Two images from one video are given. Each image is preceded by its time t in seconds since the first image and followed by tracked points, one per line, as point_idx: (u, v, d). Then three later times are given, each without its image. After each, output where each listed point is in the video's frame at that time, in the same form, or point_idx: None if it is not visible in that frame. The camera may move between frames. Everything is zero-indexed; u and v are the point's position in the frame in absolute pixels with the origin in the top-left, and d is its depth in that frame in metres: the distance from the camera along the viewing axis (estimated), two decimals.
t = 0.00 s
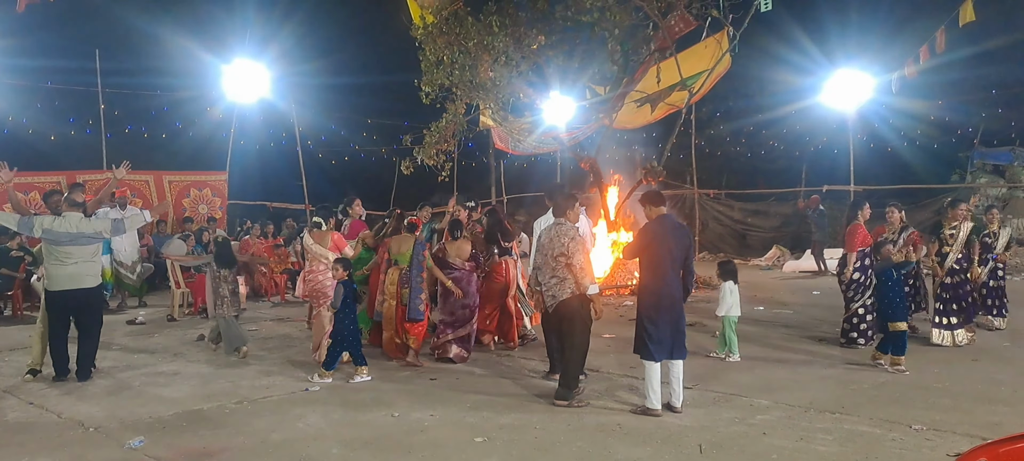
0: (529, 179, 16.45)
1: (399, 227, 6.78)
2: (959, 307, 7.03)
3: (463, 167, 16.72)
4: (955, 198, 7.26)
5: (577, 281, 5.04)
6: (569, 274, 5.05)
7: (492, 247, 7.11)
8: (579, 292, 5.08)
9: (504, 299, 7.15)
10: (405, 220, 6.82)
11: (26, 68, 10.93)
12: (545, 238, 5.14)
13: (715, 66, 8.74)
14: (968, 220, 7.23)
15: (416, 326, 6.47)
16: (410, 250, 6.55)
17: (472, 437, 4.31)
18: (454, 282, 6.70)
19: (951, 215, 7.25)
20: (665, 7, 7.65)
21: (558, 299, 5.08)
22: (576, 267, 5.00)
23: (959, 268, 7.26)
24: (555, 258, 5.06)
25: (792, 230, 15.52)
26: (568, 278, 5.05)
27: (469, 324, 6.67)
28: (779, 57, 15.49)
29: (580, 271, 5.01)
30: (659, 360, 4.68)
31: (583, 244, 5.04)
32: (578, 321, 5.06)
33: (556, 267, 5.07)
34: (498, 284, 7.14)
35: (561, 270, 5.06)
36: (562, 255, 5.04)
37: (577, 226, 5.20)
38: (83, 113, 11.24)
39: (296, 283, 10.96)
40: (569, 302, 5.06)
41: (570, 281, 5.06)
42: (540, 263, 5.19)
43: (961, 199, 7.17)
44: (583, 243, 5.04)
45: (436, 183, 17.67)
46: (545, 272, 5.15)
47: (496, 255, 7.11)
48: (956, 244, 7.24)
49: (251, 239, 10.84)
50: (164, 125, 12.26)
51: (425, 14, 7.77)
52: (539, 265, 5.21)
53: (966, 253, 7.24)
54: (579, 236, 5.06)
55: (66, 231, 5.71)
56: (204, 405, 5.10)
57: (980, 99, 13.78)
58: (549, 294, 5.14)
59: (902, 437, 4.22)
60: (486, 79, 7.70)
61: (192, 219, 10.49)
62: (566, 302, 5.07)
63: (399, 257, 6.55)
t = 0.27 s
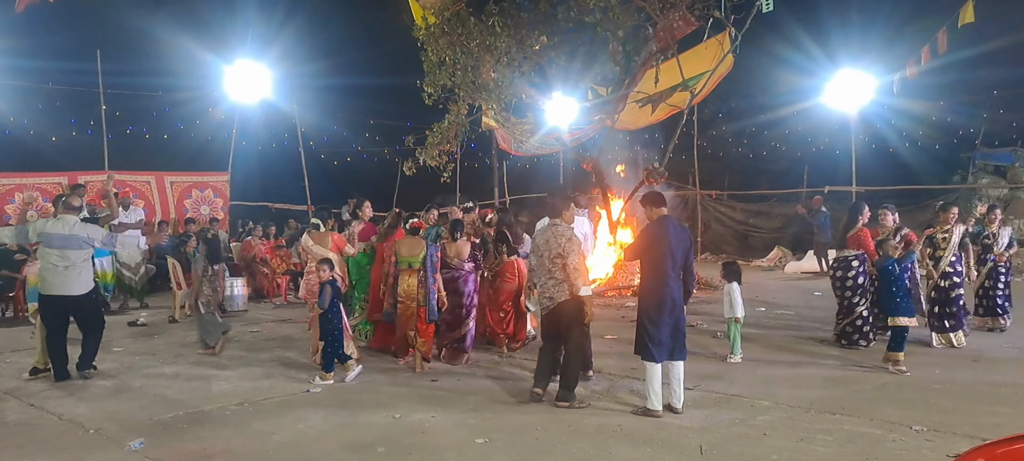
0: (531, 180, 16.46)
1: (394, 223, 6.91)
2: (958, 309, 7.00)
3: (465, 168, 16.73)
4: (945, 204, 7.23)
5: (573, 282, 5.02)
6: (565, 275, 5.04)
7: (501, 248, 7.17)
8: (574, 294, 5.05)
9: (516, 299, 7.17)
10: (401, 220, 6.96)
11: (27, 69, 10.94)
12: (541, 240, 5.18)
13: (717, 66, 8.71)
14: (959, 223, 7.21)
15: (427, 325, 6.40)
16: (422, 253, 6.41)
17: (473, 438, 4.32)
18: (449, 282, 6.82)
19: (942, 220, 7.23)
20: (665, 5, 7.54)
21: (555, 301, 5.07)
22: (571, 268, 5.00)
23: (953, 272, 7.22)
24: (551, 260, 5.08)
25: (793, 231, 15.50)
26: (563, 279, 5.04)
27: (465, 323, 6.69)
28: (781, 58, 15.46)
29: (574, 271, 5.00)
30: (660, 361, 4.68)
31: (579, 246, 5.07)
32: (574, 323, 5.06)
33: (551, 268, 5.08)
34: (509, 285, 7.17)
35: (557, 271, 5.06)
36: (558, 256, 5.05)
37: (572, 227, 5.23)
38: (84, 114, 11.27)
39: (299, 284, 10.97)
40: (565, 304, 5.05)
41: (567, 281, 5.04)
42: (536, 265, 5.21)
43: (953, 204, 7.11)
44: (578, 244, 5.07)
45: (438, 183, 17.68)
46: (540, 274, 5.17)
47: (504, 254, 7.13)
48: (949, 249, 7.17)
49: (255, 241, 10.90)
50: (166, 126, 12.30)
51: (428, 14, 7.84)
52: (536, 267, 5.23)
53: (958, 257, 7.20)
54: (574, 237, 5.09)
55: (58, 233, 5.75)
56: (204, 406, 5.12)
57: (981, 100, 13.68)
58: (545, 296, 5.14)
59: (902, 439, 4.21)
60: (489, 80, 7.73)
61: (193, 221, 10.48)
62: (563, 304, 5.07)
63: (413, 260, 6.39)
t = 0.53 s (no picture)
0: (534, 179, 16.46)
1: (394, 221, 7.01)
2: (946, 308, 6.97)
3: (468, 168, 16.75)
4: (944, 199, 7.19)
5: (567, 280, 4.99)
6: (559, 273, 5.01)
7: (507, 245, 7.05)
8: (569, 292, 5.03)
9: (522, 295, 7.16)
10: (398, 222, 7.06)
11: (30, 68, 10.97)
12: (534, 237, 5.15)
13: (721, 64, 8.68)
14: (956, 220, 7.17)
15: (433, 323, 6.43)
16: (428, 252, 6.38)
17: (475, 437, 4.32)
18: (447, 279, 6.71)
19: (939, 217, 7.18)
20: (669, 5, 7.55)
21: (549, 299, 5.02)
22: (566, 265, 4.97)
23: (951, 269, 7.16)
24: (545, 257, 5.04)
25: (796, 230, 15.48)
26: (558, 277, 5.01)
27: (464, 319, 6.65)
28: (785, 57, 15.44)
29: (569, 268, 4.96)
30: (661, 360, 4.68)
31: (573, 243, 5.07)
32: (569, 320, 5.04)
33: (546, 266, 5.03)
34: (512, 282, 7.11)
35: (551, 269, 5.02)
36: (552, 253, 5.02)
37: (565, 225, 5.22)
38: (86, 113, 11.31)
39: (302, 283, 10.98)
40: (559, 302, 5.01)
41: (561, 279, 5.01)
42: (529, 263, 5.15)
43: (950, 201, 7.06)
44: (572, 241, 5.06)
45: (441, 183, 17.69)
46: (533, 272, 5.12)
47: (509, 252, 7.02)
48: (947, 246, 7.11)
49: (256, 239, 10.97)
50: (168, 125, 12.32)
51: (430, 13, 7.79)
52: (528, 265, 5.16)
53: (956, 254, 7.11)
54: (568, 234, 5.09)
55: (55, 228, 5.77)
56: (206, 405, 5.13)
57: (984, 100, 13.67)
58: (537, 293, 5.07)
59: (904, 438, 4.20)
60: (492, 79, 7.74)
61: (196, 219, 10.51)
62: (557, 303, 5.02)
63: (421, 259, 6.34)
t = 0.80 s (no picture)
0: (535, 178, 16.46)
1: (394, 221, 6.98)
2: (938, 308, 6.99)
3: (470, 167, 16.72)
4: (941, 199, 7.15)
5: (561, 279, 5.01)
6: (554, 272, 5.01)
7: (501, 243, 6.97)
8: (563, 291, 5.06)
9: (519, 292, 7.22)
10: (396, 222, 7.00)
11: (32, 68, 10.97)
12: (525, 236, 5.09)
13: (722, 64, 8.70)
14: (953, 220, 7.11)
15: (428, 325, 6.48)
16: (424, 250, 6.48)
17: (476, 437, 4.32)
18: (449, 278, 6.67)
19: (935, 216, 7.14)
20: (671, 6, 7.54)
21: (541, 298, 4.98)
22: (561, 264, 4.99)
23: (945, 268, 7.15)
24: (539, 256, 5.01)
25: (798, 229, 15.46)
26: (553, 276, 5.01)
27: (465, 320, 6.66)
28: (787, 56, 15.42)
29: (565, 267, 5.00)
30: (661, 359, 4.68)
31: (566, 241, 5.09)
32: (561, 320, 5.04)
33: (540, 265, 5.01)
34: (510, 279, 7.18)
35: (546, 268, 5.00)
36: (547, 252, 5.01)
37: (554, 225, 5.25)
38: (87, 112, 11.33)
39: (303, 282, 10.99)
40: (551, 302, 4.99)
41: (556, 277, 5.02)
42: (518, 264, 5.09)
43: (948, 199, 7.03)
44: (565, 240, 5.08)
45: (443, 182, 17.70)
46: (523, 271, 5.06)
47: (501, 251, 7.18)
48: (942, 245, 7.10)
49: (256, 238, 11.00)
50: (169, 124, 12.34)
51: (432, 12, 7.76)
52: (518, 266, 5.09)
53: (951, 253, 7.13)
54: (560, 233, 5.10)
55: (61, 228, 5.77)
56: (207, 405, 5.13)
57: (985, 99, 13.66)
58: (527, 293, 5.02)
59: (904, 436, 4.21)
60: (494, 78, 7.72)
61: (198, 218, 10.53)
62: (550, 303, 4.99)
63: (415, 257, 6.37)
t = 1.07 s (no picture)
0: (535, 177, 16.45)
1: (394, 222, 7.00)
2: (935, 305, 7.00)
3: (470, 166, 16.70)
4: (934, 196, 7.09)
5: (556, 276, 5.02)
6: (549, 270, 5.02)
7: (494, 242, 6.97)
8: (558, 289, 5.05)
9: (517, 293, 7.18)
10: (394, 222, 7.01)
11: (32, 67, 10.98)
12: (519, 236, 5.10)
13: (722, 63, 8.72)
14: (945, 217, 7.09)
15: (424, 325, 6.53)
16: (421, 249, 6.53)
17: (477, 436, 4.32)
18: (446, 277, 6.69)
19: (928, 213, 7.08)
20: (671, 5, 7.53)
21: (536, 297, 4.96)
22: (556, 262, 5.00)
23: (938, 265, 7.18)
24: (534, 254, 5.01)
25: (798, 228, 15.45)
26: (548, 274, 5.01)
27: (466, 318, 6.67)
28: (787, 55, 15.41)
29: (559, 264, 5.01)
30: (661, 357, 4.68)
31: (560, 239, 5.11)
32: (556, 317, 5.03)
33: (535, 264, 5.01)
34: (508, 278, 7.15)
35: (541, 266, 5.01)
36: (542, 251, 5.02)
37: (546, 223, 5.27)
38: (87, 111, 11.34)
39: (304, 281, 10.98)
40: (547, 300, 4.98)
41: (552, 275, 5.03)
42: (512, 263, 5.08)
43: (941, 197, 7.01)
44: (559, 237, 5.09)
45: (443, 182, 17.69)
46: (517, 271, 5.05)
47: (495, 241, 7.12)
48: (934, 242, 7.13)
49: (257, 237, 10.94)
50: (169, 123, 12.35)
51: (432, 11, 7.73)
52: (512, 265, 5.08)
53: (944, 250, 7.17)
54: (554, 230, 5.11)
55: (69, 227, 5.75)
56: (207, 404, 5.13)
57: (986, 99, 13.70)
58: (523, 293, 5.00)
59: (904, 435, 4.21)
60: (494, 77, 7.72)
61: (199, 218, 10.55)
62: (545, 302, 4.98)
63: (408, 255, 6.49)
